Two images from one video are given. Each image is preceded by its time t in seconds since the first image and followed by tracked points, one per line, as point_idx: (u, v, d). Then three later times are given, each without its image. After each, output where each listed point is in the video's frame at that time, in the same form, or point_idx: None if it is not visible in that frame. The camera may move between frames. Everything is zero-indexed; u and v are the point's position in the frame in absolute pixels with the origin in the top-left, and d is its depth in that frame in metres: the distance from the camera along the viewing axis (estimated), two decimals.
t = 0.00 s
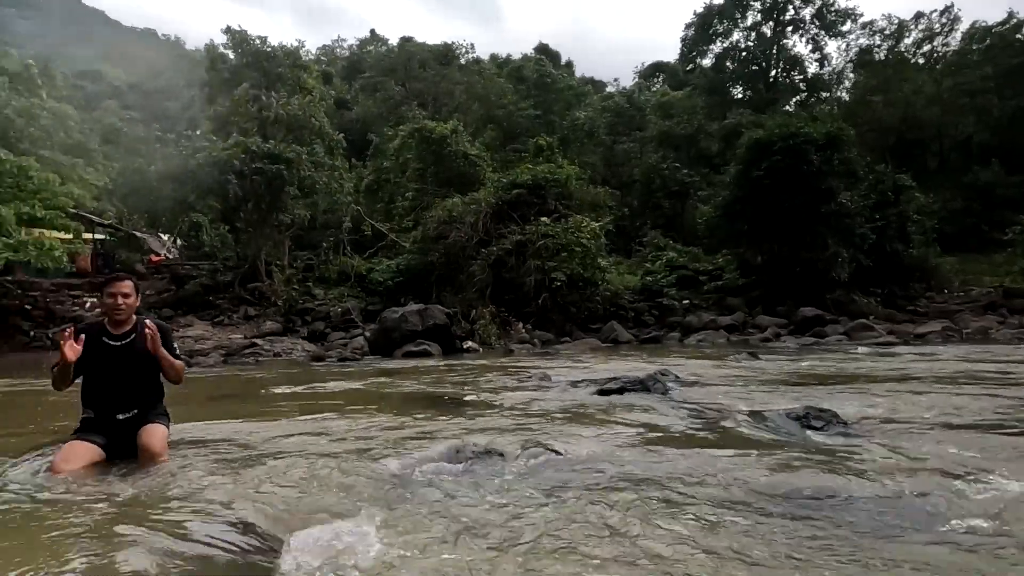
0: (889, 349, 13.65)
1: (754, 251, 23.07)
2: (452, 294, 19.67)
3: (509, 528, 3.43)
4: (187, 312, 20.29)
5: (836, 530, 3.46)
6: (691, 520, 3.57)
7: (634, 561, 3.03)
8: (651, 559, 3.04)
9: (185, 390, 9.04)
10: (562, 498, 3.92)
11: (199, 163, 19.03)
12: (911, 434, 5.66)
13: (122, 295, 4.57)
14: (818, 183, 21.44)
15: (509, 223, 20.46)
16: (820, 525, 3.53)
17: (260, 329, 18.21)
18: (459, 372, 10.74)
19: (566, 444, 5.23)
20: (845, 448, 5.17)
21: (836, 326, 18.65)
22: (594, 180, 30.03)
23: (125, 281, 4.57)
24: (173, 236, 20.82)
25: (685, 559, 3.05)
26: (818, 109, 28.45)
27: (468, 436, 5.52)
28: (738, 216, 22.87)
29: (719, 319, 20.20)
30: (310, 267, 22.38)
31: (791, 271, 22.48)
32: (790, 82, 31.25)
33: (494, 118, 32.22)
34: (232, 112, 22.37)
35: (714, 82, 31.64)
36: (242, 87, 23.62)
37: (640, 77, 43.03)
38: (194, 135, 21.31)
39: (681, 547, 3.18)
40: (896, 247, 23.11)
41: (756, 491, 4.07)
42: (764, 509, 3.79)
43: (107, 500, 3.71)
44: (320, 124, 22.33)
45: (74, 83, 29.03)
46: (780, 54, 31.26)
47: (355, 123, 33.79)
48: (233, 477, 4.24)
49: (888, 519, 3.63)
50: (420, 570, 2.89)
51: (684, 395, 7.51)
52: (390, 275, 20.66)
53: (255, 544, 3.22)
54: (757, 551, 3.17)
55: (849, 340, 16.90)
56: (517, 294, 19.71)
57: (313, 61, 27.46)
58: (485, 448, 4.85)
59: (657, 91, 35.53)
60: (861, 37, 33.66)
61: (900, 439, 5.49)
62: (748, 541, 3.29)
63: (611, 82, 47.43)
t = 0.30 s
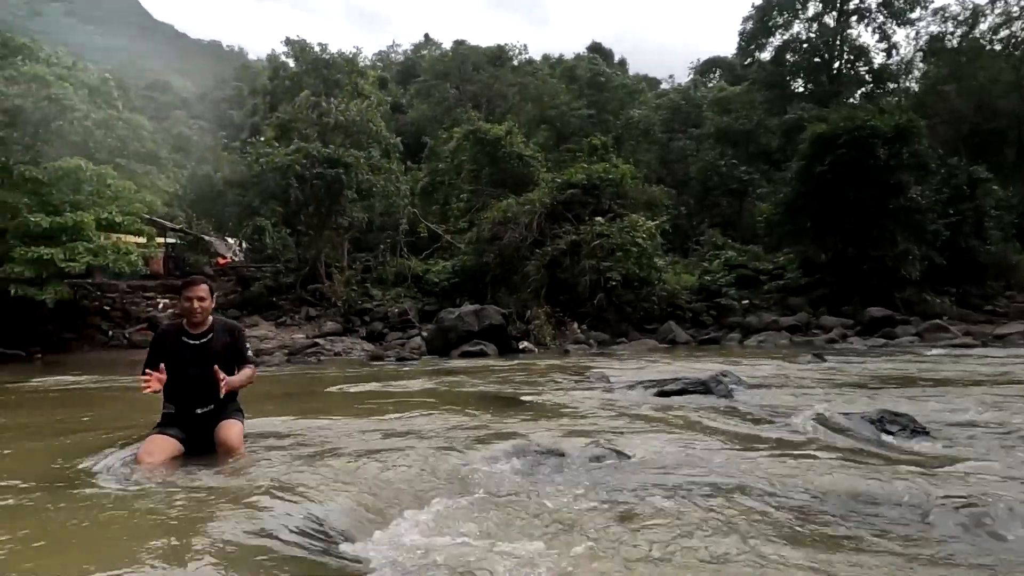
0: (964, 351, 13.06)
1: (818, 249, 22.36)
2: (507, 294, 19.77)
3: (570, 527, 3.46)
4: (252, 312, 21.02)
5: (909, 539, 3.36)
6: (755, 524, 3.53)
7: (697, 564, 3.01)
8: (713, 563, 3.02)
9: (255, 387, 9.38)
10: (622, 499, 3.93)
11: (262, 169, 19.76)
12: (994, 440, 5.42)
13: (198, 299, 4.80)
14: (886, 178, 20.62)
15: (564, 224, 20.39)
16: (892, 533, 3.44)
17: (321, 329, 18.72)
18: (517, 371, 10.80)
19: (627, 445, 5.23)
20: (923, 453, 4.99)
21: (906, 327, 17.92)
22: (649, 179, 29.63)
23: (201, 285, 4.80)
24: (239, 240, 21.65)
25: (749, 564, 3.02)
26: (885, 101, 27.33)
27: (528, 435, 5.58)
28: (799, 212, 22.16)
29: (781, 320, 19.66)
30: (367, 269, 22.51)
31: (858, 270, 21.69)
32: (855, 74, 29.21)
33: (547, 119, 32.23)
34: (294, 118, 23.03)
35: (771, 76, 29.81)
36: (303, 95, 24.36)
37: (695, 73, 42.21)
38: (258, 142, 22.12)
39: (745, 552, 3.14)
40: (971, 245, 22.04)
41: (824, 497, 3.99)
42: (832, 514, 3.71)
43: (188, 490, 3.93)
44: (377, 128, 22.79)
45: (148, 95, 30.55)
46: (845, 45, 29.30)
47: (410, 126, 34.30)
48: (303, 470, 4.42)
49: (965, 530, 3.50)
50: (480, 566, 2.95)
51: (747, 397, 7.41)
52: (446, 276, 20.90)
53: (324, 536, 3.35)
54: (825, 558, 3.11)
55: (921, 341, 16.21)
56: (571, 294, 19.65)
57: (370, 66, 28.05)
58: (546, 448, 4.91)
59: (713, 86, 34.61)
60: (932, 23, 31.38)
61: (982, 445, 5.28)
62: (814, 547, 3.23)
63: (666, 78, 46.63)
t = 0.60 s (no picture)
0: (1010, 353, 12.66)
1: (855, 249, 21.88)
2: (538, 295, 19.75)
3: (601, 528, 3.44)
4: (287, 312, 21.37)
5: (953, 545, 3.27)
6: (793, 528, 3.47)
7: (731, 567, 2.97)
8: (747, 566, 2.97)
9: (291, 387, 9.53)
10: (655, 501, 3.90)
11: (297, 172, 20.08)
12: None
13: (234, 299, 4.91)
14: (927, 176, 20.07)
15: (595, 224, 20.27)
16: (936, 539, 3.34)
17: (354, 330, 18.92)
18: (548, 372, 10.77)
19: (661, 447, 5.19)
20: (969, 459, 4.85)
21: (950, 329, 17.41)
22: (681, 178, 29.30)
23: (237, 285, 4.91)
24: (274, 241, 22.02)
25: (785, 568, 2.96)
26: (926, 96, 26.57)
27: (560, 436, 5.56)
28: (835, 211, 21.66)
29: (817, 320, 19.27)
30: (399, 269, 22.73)
31: (898, 271, 21.15)
32: (895, 69, 28.56)
33: (578, 118, 32.15)
34: (327, 122, 23.32)
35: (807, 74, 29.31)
36: (336, 98, 24.69)
37: (728, 70, 41.66)
38: (293, 145, 22.49)
39: (781, 555, 3.09)
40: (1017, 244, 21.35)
41: (864, 502, 3.90)
42: (872, 519, 3.63)
43: (226, 486, 4.01)
44: (409, 130, 22.97)
45: (186, 100, 31.30)
46: (883, 40, 28.64)
47: (442, 128, 34.55)
48: (338, 468, 4.48)
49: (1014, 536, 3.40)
50: (511, 565, 2.95)
51: (784, 400, 7.29)
52: (477, 277, 20.95)
53: (358, 532, 3.39)
54: (865, 563, 3.04)
55: (965, 343, 15.76)
56: (602, 295, 19.54)
57: (401, 69, 28.30)
58: (579, 449, 4.90)
59: (747, 84, 34.02)
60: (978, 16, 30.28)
61: None
62: (854, 552, 3.16)
63: (698, 76, 46.07)
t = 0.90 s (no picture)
0: None
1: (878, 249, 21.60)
2: (556, 295, 19.77)
3: (622, 528, 3.44)
4: (307, 312, 21.58)
5: (979, 551, 3.22)
6: (815, 530, 3.47)
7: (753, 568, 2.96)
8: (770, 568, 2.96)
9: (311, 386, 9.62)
10: (675, 502, 3.90)
11: (317, 172, 20.26)
12: None
13: (259, 301, 4.99)
14: (953, 174, 19.73)
15: (614, 224, 20.16)
16: (962, 544, 3.30)
17: (373, 329, 19.04)
18: (566, 373, 10.77)
19: (681, 448, 5.17)
20: (993, 464, 4.80)
21: (976, 330, 17.14)
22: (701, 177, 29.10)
23: (262, 288, 4.98)
24: (295, 242, 22.25)
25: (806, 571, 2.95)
26: (952, 93, 26.10)
27: (579, 437, 5.57)
28: (858, 210, 21.38)
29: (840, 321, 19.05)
30: (418, 269, 22.86)
31: (922, 271, 20.86)
32: (920, 66, 28.11)
33: (597, 117, 32.09)
34: (347, 123, 23.50)
35: (830, 71, 28.96)
36: (355, 99, 24.87)
37: (748, 68, 41.25)
38: (313, 145, 22.70)
39: (802, 558, 3.08)
40: None
41: (886, 505, 3.89)
42: (897, 522, 3.60)
43: (249, 483, 4.09)
44: (428, 131, 23.07)
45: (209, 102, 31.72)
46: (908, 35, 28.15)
47: (460, 127, 34.62)
48: (359, 467, 4.53)
49: None
50: (532, 564, 2.97)
51: (805, 402, 7.22)
52: (494, 276, 20.93)
53: (379, 531, 3.42)
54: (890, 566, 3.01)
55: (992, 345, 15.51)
56: (621, 295, 19.48)
57: (420, 69, 28.45)
58: (598, 451, 4.91)
59: (767, 82, 33.70)
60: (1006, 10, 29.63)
61: None
62: (877, 555, 3.13)
63: (718, 74, 45.65)
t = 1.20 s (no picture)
0: None
1: (899, 247, 21.30)
2: (573, 294, 19.73)
3: (636, 530, 3.43)
4: (324, 312, 21.73)
5: (999, 552, 3.18)
6: (832, 530, 3.45)
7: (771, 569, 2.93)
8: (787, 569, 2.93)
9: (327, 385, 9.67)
10: (690, 503, 3.87)
11: (334, 173, 20.37)
12: None
13: (284, 302, 5.05)
14: (975, 171, 19.39)
15: (630, 223, 20.03)
16: (985, 548, 3.24)
17: (390, 329, 19.10)
18: (581, 373, 10.73)
19: (697, 449, 5.13)
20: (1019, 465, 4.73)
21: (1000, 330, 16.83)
22: (719, 176, 28.86)
23: (287, 289, 5.03)
24: (312, 242, 22.40)
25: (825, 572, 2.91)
26: (975, 88, 25.55)
27: (594, 437, 5.54)
28: (878, 208, 21.07)
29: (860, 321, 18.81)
30: (434, 269, 22.92)
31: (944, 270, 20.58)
32: (943, 62, 27.51)
33: (613, 116, 31.85)
34: (363, 124, 23.61)
35: (849, 68, 28.50)
36: (372, 99, 24.97)
37: (766, 65, 40.79)
38: (330, 146, 22.84)
39: (819, 559, 3.05)
40: None
41: (907, 505, 3.84)
42: (918, 524, 3.54)
43: (264, 482, 4.12)
44: (444, 131, 23.13)
45: (228, 104, 32.05)
46: (931, 29, 27.56)
47: (477, 127, 34.63)
48: (374, 467, 4.54)
49: None
50: (544, 564, 2.96)
51: (824, 403, 7.12)
52: (511, 276, 20.90)
53: (393, 532, 3.42)
54: (909, 569, 2.96)
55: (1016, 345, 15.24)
56: (637, 294, 19.40)
57: (437, 69, 28.51)
58: (613, 451, 4.87)
59: (786, 79, 33.35)
60: None
61: None
62: (898, 558, 3.09)
63: (737, 72, 45.25)
